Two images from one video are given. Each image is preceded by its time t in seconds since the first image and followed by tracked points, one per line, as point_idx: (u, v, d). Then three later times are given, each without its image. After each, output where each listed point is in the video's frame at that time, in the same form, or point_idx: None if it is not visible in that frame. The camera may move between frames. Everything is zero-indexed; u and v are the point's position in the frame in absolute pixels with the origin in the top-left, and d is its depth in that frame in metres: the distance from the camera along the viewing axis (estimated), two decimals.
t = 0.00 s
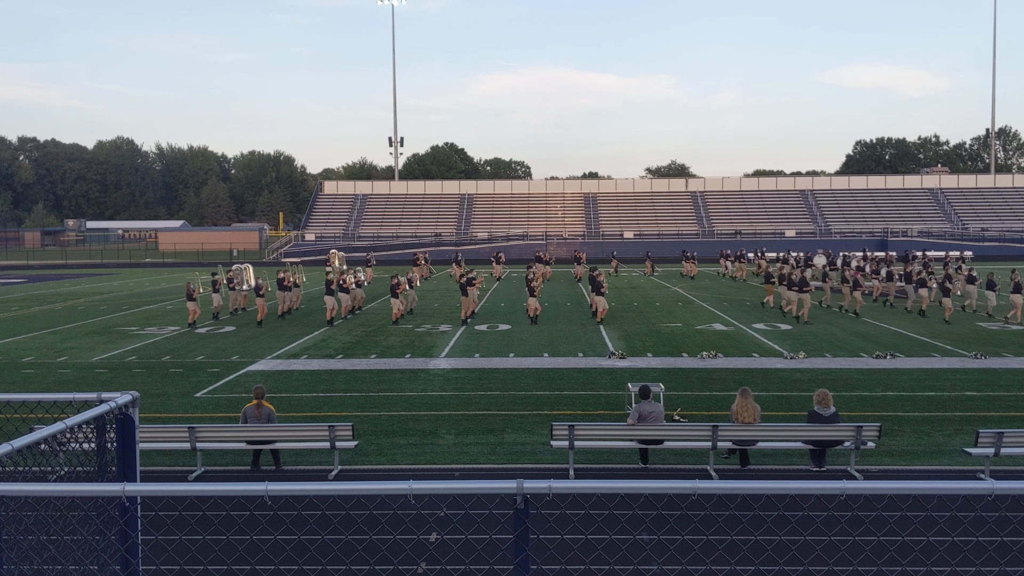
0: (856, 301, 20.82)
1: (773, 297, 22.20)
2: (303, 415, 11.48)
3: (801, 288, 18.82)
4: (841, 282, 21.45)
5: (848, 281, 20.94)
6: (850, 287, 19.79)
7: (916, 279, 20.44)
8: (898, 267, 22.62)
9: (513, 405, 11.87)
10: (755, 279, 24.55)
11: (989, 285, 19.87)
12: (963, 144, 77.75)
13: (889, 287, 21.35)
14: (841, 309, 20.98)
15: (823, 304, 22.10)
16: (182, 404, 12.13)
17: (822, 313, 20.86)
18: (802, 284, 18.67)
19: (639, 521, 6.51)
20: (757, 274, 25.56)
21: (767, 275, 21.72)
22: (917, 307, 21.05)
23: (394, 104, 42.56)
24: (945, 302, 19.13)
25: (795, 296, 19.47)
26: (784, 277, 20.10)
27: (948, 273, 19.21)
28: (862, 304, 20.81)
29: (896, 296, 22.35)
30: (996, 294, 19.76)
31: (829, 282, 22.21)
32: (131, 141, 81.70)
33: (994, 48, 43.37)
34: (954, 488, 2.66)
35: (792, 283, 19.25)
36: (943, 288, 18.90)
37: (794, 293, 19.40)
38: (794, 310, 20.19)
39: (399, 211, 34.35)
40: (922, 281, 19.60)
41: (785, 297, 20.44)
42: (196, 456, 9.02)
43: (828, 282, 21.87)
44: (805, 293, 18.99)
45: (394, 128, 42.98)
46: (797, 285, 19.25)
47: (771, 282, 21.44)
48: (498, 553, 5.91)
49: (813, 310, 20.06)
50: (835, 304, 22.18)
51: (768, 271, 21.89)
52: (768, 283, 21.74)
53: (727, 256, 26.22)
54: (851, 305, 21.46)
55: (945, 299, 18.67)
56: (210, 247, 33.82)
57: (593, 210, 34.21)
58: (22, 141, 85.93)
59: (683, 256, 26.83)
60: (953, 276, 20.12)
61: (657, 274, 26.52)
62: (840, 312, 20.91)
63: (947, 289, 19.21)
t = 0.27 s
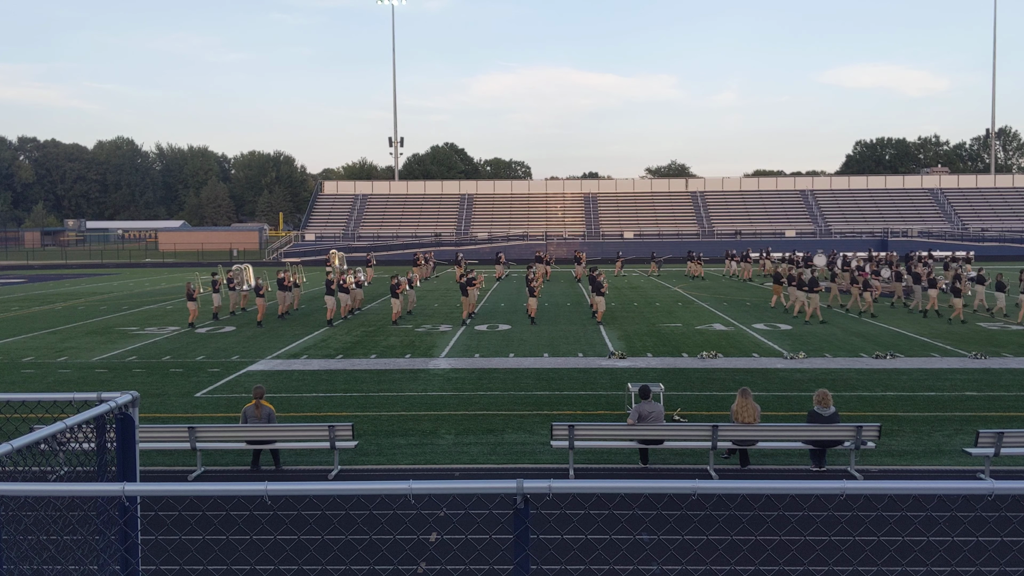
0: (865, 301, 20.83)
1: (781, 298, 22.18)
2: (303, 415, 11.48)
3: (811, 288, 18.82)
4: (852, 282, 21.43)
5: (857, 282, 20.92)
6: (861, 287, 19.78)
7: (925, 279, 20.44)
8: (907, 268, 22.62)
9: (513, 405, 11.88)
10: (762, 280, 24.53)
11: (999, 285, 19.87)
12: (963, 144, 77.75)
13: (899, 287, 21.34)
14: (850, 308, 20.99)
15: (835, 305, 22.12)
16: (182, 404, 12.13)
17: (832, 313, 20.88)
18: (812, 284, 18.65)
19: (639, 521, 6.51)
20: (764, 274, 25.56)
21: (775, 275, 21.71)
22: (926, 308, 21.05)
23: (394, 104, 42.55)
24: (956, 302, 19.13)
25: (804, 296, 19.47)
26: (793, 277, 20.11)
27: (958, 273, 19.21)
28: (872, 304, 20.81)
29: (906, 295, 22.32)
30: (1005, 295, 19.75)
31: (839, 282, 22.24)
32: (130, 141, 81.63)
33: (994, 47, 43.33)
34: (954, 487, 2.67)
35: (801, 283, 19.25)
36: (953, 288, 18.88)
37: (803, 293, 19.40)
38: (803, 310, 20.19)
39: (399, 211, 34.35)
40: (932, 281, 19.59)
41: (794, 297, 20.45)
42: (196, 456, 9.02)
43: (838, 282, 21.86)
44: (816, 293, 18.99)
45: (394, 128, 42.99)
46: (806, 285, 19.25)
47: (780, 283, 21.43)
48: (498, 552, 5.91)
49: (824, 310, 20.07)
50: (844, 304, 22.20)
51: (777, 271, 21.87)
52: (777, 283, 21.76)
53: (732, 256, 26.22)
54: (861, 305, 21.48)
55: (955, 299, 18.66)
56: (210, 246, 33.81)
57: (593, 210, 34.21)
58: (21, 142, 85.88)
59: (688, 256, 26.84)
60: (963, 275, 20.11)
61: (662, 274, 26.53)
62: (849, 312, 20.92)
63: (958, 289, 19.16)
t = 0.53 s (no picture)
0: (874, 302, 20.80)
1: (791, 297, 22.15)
2: (303, 415, 11.48)
3: (822, 287, 18.78)
4: (860, 282, 21.41)
5: (867, 281, 20.89)
6: (871, 286, 19.75)
7: (934, 279, 20.39)
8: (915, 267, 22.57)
9: (513, 405, 11.88)
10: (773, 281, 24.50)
11: (1008, 285, 19.85)
12: (963, 144, 77.71)
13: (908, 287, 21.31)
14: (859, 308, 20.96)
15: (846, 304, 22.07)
16: (183, 404, 12.14)
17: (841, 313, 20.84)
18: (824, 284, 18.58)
19: (639, 521, 6.51)
20: (770, 274, 25.56)
21: (785, 275, 21.69)
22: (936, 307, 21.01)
23: (394, 104, 42.56)
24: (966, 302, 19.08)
25: (814, 296, 19.43)
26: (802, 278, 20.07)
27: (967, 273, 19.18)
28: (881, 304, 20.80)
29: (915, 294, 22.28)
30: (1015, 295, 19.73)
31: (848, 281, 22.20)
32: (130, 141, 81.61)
33: (994, 46, 43.31)
34: (956, 487, 2.67)
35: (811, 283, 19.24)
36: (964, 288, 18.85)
37: (813, 293, 19.38)
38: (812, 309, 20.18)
39: (399, 211, 34.36)
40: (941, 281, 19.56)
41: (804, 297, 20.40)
42: (197, 456, 9.02)
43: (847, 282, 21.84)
44: (826, 293, 18.96)
45: (394, 129, 43.01)
46: (815, 285, 19.23)
47: (790, 282, 21.40)
48: (498, 552, 5.91)
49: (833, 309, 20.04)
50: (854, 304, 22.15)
51: (787, 270, 21.85)
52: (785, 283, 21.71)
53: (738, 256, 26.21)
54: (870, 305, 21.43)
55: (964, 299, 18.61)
56: (210, 246, 33.81)
57: (593, 209, 34.20)
58: (22, 142, 85.88)
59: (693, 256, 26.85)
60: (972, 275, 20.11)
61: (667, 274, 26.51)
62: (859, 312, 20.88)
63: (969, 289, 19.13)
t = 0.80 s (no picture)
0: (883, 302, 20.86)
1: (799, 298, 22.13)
2: (302, 414, 11.49)
3: (831, 289, 18.78)
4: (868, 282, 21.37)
5: (875, 282, 20.87)
6: (881, 286, 19.73)
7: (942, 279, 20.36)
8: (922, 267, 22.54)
9: (513, 405, 11.89)
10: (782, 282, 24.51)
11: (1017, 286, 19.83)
12: (963, 144, 77.66)
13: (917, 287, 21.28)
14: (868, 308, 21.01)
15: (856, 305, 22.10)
16: (183, 403, 12.15)
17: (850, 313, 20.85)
18: (833, 285, 18.59)
19: (638, 521, 6.52)
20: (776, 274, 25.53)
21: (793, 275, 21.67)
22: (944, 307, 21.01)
23: (394, 104, 42.54)
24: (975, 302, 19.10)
25: (822, 296, 19.43)
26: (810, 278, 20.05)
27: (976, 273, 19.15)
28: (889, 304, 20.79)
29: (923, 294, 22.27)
30: None
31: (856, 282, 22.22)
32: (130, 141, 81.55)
33: (995, 45, 43.27)
34: (955, 487, 2.67)
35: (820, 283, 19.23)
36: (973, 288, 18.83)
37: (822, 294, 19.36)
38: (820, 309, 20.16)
39: (399, 211, 34.35)
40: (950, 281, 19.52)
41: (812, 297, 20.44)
42: (197, 455, 9.02)
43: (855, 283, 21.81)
44: (835, 293, 18.97)
45: (394, 129, 43.00)
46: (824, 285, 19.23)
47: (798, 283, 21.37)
48: (498, 552, 5.92)
49: (842, 309, 20.08)
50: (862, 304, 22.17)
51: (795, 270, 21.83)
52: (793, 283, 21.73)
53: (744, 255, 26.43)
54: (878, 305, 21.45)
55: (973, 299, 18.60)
56: (210, 246, 33.79)
57: (593, 209, 34.20)
58: (21, 142, 85.81)
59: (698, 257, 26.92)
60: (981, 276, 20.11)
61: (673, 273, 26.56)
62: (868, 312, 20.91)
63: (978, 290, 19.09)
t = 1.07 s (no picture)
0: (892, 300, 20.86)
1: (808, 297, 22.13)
2: (301, 414, 11.50)
3: (841, 288, 18.79)
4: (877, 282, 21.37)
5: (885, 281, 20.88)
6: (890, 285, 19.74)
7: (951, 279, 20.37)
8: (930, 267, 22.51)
9: (512, 404, 11.89)
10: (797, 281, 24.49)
11: None
12: (962, 144, 77.66)
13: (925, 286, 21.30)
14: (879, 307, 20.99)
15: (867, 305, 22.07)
16: (182, 403, 12.15)
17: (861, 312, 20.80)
18: (842, 285, 18.59)
19: (637, 520, 6.52)
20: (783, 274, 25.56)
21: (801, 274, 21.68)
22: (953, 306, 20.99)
23: (393, 104, 42.57)
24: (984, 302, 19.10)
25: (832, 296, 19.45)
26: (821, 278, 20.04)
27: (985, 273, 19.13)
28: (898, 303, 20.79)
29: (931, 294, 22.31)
30: None
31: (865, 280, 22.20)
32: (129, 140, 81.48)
33: (994, 44, 43.25)
34: (956, 487, 2.65)
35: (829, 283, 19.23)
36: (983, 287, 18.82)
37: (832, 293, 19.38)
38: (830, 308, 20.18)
39: (398, 210, 34.34)
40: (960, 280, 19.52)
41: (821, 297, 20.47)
42: (196, 455, 9.03)
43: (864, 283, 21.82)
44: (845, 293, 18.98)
45: (393, 129, 43.02)
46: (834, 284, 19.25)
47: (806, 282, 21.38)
48: (496, 551, 5.93)
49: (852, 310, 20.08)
50: (870, 304, 22.15)
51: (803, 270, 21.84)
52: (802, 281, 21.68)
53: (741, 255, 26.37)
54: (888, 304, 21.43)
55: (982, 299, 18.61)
56: (209, 246, 33.79)
57: (592, 209, 34.18)
58: (21, 141, 85.74)
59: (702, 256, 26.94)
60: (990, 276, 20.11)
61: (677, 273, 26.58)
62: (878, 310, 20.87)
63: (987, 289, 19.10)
